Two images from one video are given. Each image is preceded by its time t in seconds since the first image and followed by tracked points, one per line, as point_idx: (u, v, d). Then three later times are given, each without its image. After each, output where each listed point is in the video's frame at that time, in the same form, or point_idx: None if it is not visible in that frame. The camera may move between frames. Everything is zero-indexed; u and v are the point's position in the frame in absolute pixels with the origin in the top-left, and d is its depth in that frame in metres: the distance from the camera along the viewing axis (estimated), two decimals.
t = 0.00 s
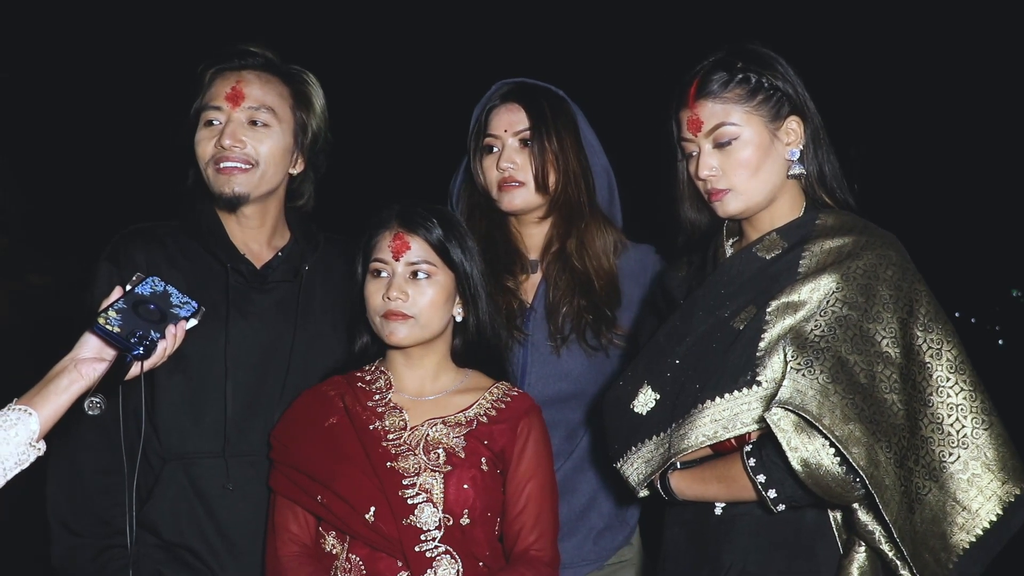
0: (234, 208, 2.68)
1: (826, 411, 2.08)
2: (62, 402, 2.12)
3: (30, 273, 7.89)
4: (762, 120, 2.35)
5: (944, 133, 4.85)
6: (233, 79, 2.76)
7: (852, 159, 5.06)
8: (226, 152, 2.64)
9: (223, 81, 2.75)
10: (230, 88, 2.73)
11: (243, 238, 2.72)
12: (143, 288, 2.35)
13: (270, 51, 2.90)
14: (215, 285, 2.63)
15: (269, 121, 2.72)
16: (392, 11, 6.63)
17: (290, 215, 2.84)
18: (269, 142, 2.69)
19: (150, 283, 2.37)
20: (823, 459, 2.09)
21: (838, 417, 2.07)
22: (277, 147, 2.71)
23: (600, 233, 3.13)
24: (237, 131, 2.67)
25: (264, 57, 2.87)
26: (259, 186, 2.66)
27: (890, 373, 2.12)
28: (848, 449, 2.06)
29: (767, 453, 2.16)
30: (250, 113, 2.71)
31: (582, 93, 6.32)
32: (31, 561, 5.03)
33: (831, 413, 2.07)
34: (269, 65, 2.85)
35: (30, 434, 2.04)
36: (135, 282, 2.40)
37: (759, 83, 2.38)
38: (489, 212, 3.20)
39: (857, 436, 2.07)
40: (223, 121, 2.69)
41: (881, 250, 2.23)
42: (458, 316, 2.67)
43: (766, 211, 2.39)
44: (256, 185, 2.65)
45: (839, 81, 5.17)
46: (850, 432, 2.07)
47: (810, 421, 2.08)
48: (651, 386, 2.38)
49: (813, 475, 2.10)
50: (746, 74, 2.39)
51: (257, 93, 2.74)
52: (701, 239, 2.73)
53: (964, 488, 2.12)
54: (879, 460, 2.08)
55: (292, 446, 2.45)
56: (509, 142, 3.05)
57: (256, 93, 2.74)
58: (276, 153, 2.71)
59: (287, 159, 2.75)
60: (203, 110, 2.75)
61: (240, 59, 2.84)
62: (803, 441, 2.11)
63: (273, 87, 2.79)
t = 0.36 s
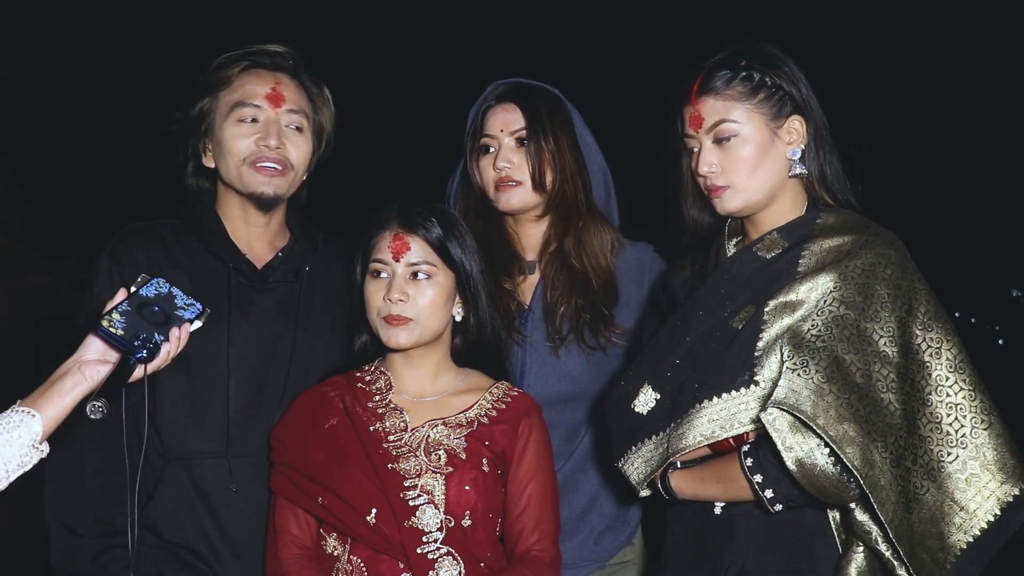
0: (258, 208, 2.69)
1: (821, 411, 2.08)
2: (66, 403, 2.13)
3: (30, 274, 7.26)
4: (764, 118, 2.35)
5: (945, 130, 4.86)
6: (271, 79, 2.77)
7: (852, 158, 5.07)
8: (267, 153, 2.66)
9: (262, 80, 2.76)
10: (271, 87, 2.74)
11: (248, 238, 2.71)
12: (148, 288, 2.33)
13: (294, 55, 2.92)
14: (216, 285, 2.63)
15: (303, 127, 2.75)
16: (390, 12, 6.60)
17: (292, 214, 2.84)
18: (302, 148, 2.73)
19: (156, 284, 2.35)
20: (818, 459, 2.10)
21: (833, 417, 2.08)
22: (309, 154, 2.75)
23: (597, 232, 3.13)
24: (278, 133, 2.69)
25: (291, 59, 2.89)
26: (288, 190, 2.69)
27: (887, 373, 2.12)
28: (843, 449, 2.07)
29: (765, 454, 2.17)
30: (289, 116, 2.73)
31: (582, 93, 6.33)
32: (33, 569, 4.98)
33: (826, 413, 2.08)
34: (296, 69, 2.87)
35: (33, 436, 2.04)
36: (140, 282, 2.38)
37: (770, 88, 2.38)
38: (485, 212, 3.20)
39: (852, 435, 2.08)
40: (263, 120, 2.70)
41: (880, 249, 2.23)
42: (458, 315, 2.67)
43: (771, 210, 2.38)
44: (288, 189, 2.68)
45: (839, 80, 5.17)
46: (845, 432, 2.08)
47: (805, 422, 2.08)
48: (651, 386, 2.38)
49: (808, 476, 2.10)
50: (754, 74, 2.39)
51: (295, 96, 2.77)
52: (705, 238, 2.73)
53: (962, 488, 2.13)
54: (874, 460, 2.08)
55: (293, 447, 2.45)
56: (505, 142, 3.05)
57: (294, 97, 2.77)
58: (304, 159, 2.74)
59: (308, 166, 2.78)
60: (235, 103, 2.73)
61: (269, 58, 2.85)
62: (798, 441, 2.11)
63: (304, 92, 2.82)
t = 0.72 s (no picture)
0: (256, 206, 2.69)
1: (822, 416, 2.08)
2: (68, 399, 2.11)
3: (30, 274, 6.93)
4: (767, 112, 2.37)
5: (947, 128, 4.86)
6: (276, 78, 2.76)
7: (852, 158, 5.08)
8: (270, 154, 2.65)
9: (267, 80, 2.75)
10: (276, 87, 2.74)
11: (248, 235, 2.71)
12: (153, 283, 2.34)
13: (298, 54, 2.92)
14: (218, 285, 2.63)
15: (308, 127, 2.75)
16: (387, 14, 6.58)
17: (292, 214, 2.84)
18: (305, 149, 2.73)
19: (161, 279, 2.36)
20: (819, 464, 2.10)
21: (834, 422, 2.08)
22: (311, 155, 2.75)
23: (594, 232, 3.13)
24: (283, 134, 2.69)
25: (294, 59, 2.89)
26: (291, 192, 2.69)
27: (888, 376, 2.13)
28: (844, 453, 2.07)
29: (766, 456, 2.17)
30: (293, 116, 2.73)
31: (582, 93, 6.33)
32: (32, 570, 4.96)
33: (827, 418, 2.08)
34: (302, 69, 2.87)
35: (35, 431, 2.04)
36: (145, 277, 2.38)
37: (783, 84, 2.39)
38: (483, 213, 3.20)
39: (854, 440, 2.08)
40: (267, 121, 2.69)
41: (881, 251, 2.23)
42: (460, 315, 2.67)
43: (760, 203, 2.41)
44: (289, 190, 2.68)
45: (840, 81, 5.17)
46: (846, 437, 2.08)
47: (806, 426, 2.09)
48: (650, 387, 2.38)
49: (810, 479, 2.10)
50: (772, 69, 2.40)
51: (300, 97, 2.77)
52: (706, 235, 2.75)
53: (964, 490, 2.13)
54: (875, 464, 2.08)
55: (293, 447, 2.45)
56: (501, 142, 3.05)
57: (299, 97, 2.76)
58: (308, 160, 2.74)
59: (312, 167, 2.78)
60: (240, 102, 2.73)
61: (272, 57, 2.84)
62: (798, 445, 2.11)
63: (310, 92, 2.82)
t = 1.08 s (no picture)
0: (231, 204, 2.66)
1: (830, 420, 2.08)
2: (66, 396, 2.09)
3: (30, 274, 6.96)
4: (775, 108, 2.37)
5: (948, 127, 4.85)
6: (228, 75, 2.74)
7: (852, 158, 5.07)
8: (222, 149, 2.62)
9: (218, 79, 2.73)
10: (225, 84, 2.71)
11: (243, 235, 2.70)
12: (150, 279, 2.33)
13: (266, 49, 2.90)
14: (217, 285, 2.62)
15: (265, 116, 2.70)
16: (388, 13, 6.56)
17: (290, 213, 2.83)
18: (265, 137, 2.67)
19: (157, 274, 2.35)
20: (826, 467, 2.09)
21: (842, 425, 2.08)
22: (275, 142, 2.69)
23: (590, 232, 3.11)
24: (233, 127, 2.64)
25: (259, 54, 2.86)
26: (256, 182, 2.64)
27: (894, 380, 2.13)
28: (852, 457, 2.07)
29: (770, 459, 2.16)
30: (244, 108, 2.69)
31: (582, 93, 6.32)
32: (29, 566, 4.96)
33: (835, 422, 2.08)
34: (265, 62, 2.83)
35: (34, 430, 2.02)
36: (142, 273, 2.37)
37: (793, 83, 2.39)
38: (479, 212, 3.19)
39: (861, 444, 2.08)
40: (217, 117, 2.66)
41: (886, 253, 2.22)
42: (461, 315, 2.66)
43: (767, 201, 2.40)
44: (252, 181, 2.63)
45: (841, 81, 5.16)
46: (854, 440, 2.08)
47: (814, 429, 2.08)
48: (653, 388, 2.37)
49: (816, 483, 2.10)
50: (782, 67, 2.40)
51: (252, 88, 2.73)
52: (710, 232, 2.74)
53: (968, 494, 2.12)
54: (882, 469, 2.08)
55: (293, 448, 2.44)
56: (498, 143, 3.05)
57: (251, 89, 2.72)
58: (273, 148, 2.69)
59: (284, 154, 2.73)
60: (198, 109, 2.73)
61: (235, 56, 2.84)
62: (806, 449, 2.11)
63: (268, 82, 2.77)
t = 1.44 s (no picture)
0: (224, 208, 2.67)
1: (823, 421, 2.08)
2: (60, 395, 2.09)
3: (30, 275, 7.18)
4: (771, 105, 2.37)
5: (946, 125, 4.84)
6: (210, 78, 2.73)
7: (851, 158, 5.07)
8: (209, 155, 2.62)
9: (201, 83, 2.73)
10: (208, 88, 2.71)
11: (236, 236, 2.70)
12: (143, 276, 2.34)
13: (246, 48, 2.89)
14: (212, 287, 2.61)
15: (250, 119, 2.71)
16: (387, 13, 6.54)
17: (285, 211, 2.83)
18: (252, 140, 2.68)
19: (151, 271, 2.36)
20: (821, 468, 2.09)
21: (835, 426, 2.07)
22: (262, 144, 2.70)
23: (587, 229, 3.11)
24: (218, 132, 2.65)
25: (239, 53, 2.85)
26: (246, 186, 2.65)
27: (889, 378, 2.12)
28: (846, 458, 2.06)
29: (767, 461, 2.16)
30: (228, 113, 2.69)
31: (583, 93, 6.29)
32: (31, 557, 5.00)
33: (828, 423, 2.08)
34: (246, 63, 2.83)
35: (28, 428, 2.01)
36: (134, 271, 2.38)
37: (790, 80, 2.39)
38: (477, 211, 3.19)
39: (855, 444, 2.07)
40: (203, 123, 2.67)
41: (880, 251, 2.22)
42: (462, 315, 2.67)
43: (763, 199, 2.40)
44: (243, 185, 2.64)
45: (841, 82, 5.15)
46: (847, 441, 2.07)
47: (807, 431, 2.08)
48: (651, 391, 2.37)
49: (811, 485, 2.10)
50: (780, 64, 2.40)
51: (235, 91, 2.72)
52: (708, 231, 2.73)
53: (968, 491, 2.12)
54: (877, 468, 2.07)
55: (293, 448, 2.45)
56: (496, 140, 3.04)
57: (234, 92, 2.72)
58: (261, 150, 2.70)
59: (272, 155, 2.73)
60: (182, 113, 2.73)
61: (215, 58, 2.82)
62: (800, 450, 2.11)
63: (251, 83, 2.77)
